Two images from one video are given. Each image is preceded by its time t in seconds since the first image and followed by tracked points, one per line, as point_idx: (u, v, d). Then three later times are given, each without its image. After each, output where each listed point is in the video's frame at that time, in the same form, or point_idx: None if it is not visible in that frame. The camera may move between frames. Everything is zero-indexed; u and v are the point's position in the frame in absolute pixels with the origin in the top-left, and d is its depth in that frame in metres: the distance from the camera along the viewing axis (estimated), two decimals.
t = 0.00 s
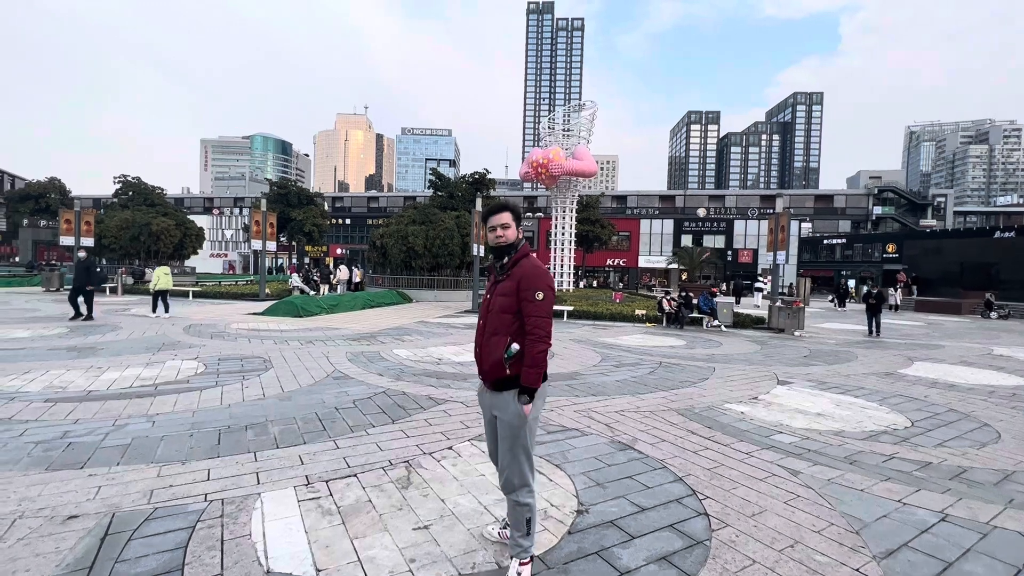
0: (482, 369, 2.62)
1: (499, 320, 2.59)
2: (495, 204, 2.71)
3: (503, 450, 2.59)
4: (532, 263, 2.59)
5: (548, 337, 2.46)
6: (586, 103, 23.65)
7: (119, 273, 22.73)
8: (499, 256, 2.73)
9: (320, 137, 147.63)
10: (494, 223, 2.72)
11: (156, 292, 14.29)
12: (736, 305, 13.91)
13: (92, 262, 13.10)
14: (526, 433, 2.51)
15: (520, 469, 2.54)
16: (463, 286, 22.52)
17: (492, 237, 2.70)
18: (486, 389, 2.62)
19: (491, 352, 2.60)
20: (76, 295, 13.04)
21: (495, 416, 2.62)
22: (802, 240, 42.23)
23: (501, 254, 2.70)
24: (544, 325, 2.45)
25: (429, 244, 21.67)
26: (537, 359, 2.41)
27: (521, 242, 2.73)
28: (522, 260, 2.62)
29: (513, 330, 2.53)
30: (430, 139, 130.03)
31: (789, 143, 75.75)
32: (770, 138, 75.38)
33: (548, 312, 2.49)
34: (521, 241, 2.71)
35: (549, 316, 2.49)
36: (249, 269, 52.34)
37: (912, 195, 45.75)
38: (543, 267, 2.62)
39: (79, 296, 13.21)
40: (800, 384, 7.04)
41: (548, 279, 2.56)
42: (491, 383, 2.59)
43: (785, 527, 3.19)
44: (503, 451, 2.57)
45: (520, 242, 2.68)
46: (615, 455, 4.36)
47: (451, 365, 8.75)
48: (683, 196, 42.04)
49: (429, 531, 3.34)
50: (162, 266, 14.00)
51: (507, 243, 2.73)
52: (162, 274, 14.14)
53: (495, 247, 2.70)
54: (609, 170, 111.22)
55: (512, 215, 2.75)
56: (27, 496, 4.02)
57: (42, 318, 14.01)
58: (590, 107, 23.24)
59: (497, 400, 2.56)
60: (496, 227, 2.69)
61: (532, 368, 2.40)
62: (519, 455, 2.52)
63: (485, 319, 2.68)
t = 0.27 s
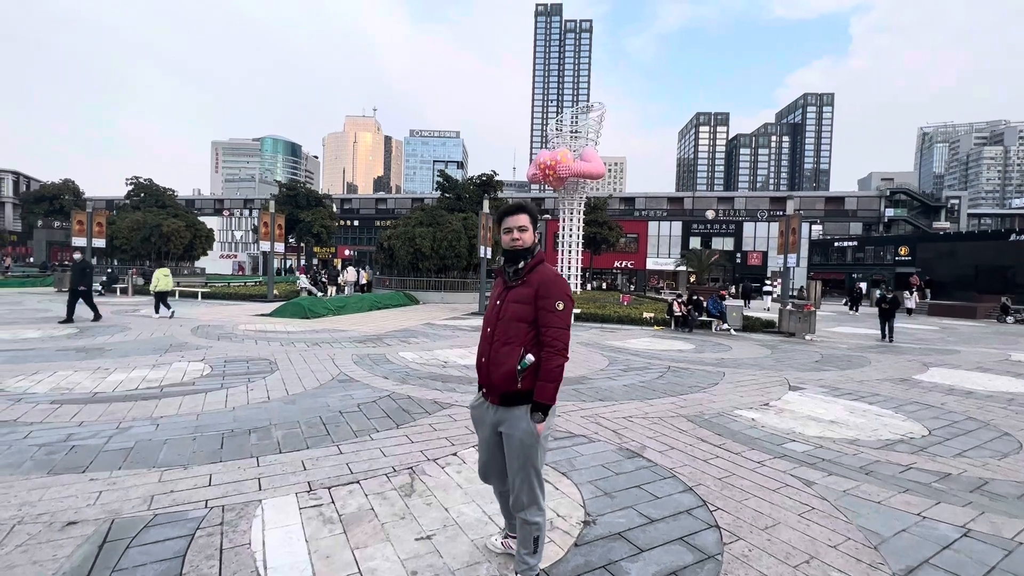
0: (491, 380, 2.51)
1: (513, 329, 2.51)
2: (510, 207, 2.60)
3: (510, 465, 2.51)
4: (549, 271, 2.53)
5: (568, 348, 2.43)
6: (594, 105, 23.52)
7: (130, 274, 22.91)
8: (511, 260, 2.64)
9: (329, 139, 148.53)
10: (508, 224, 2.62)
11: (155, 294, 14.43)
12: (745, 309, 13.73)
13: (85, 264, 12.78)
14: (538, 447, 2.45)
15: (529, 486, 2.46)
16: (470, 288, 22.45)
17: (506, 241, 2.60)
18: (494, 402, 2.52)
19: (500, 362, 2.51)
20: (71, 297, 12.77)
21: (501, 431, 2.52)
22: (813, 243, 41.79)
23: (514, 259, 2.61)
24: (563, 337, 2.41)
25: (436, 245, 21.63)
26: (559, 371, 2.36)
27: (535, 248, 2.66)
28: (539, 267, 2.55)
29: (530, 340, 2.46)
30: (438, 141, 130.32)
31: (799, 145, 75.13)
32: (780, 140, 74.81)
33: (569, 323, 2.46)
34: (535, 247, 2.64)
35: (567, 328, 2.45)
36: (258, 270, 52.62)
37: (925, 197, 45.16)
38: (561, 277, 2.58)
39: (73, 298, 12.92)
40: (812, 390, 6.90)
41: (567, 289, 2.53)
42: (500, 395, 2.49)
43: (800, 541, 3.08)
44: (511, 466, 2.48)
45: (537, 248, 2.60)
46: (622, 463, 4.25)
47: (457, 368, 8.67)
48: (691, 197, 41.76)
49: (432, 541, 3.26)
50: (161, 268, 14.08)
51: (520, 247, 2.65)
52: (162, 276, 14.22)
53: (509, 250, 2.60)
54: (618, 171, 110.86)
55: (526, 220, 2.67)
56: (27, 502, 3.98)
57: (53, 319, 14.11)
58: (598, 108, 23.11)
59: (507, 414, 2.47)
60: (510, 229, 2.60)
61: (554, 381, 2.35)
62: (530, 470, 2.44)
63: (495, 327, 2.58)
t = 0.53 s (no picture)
0: (505, 390, 2.33)
1: (528, 335, 2.35)
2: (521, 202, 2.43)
3: (516, 479, 2.38)
4: (563, 272, 2.41)
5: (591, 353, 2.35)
6: (603, 106, 23.40)
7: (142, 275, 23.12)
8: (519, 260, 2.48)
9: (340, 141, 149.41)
10: (518, 223, 2.46)
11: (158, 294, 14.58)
12: (756, 311, 13.55)
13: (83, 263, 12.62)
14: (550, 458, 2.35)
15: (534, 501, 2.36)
16: (478, 289, 22.39)
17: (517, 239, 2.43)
18: (503, 414, 2.35)
19: (515, 369, 2.34)
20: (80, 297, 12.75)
21: (509, 441, 2.38)
22: (825, 245, 41.32)
23: (523, 260, 2.45)
24: (586, 341, 2.33)
25: (444, 247, 21.61)
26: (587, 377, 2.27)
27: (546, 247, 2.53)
28: (552, 268, 2.42)
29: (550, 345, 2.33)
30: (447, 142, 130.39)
31: (811, 146, 74.42)
32: (792, 141, 74.14)
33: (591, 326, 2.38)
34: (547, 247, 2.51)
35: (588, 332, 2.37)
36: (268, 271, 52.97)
37: (940, 198, 44.51)
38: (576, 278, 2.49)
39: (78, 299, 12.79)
40: (825, 395, 6.75)
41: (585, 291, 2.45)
42: (513, 406, 2.33)
43: (815, 553, 2.97)
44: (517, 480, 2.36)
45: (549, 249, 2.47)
46: (630, 469, 4.15)
47: (463, 370, 8.60)
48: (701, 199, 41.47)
49: (434, 549, 3.18)
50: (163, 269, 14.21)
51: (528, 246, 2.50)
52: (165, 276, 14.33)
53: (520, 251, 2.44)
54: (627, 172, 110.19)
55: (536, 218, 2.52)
56: (29, 503, 3.97)
57: (65, 319, 14.24)
58: (607, 109, 22.99)
59: (517, 427, 2.32)
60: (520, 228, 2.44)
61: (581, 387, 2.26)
62: (540, 481, 2.33)
63: (504, 332, 2.41)
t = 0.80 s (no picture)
0: (521, 398, 2.08)
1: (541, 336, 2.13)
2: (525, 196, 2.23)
3: (526, 492, 2.18)
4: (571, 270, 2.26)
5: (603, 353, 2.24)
6: (614, 106, 23.28)
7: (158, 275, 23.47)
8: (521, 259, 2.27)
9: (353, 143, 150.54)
10: (522, 217, 2.22)
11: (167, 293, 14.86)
12: (770, 314, 13.36)
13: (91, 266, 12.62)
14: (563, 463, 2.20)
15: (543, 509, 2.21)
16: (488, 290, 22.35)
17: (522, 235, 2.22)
18: (516, 422, 2.10)
19: (530, 373, 2.11)
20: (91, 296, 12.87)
21: (517, 452, 2.15)
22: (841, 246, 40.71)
23: (528, 259, 2.25)
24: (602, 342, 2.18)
25: (455, 248, 21.64)
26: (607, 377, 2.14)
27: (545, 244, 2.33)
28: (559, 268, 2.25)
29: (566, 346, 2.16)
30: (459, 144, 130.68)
31: (827, 146, 73.43)
32: (807, 141, 73.22)
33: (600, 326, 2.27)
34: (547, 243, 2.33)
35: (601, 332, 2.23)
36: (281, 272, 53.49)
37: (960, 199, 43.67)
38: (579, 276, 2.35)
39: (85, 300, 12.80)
40: (840, 399, 6.62)
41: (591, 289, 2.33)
42: (529, 412, 2.10)
43: (828, 560, 2.90)
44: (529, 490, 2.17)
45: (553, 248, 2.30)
46: (639, 473, 4.08)
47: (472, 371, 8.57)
48: (714, 200, 41.10)
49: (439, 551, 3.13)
50: (171, 269, 14.48)
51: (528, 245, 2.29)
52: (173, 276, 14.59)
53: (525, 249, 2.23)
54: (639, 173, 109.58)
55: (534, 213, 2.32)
56: (42, 498, 4.02)
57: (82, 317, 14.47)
58: (619, 110, 22.87)
59: (533, 435, 2.11)
60: (524, 224, 2.23)
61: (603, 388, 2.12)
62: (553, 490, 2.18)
63: (511, 334, 2.16)
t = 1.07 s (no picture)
0: (509, 404, 2.01)
1: (527, 339, 2.06)
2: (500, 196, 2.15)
3: (519, 500, 2.10)
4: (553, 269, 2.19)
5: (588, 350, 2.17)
6: (629, 106, 23.13)
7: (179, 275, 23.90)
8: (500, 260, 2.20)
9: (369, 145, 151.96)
10: (497, 219, 2.13)
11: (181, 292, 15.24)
12: (787, 316, 13.13)
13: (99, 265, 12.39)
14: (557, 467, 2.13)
15: (539, 519, 2.13)
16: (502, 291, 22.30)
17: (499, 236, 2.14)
18: (508, 432, 2.02)
19: (518, 377, 2.04)
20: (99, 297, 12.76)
21: (507, 463, 2.07)
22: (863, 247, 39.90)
23: (506, 260, 2.17)
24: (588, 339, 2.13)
25: (468, 248, 21.68)
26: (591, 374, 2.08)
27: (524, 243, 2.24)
28: (540, 266, 2.19)
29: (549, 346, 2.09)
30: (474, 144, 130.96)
31: (849, 145, 72.03)
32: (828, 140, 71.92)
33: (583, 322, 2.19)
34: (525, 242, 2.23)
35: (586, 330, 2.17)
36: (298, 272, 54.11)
37: (987, 199, 42.50)
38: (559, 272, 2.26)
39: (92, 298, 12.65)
40: (859, 404, 6.48)
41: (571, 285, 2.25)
42: (521, 420, 2.02)
43: (842, 570, 2.83)
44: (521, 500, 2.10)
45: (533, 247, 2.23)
46: (648, 477, 4.02)
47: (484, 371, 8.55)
48: (730, 200, 40.60)
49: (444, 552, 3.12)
50: (185, 269, 14.85)
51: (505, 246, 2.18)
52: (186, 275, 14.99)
53: (504, 250, 2.15)
54: (655, 173, 108.77)
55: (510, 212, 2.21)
56: (61, 492, 4.11)
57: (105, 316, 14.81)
58: (633, 110, 22.72)
59: (524, 441, 2.04)
60: (500, 223, 2.15)
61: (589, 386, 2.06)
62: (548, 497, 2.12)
63: (496, 339, 2.08)
